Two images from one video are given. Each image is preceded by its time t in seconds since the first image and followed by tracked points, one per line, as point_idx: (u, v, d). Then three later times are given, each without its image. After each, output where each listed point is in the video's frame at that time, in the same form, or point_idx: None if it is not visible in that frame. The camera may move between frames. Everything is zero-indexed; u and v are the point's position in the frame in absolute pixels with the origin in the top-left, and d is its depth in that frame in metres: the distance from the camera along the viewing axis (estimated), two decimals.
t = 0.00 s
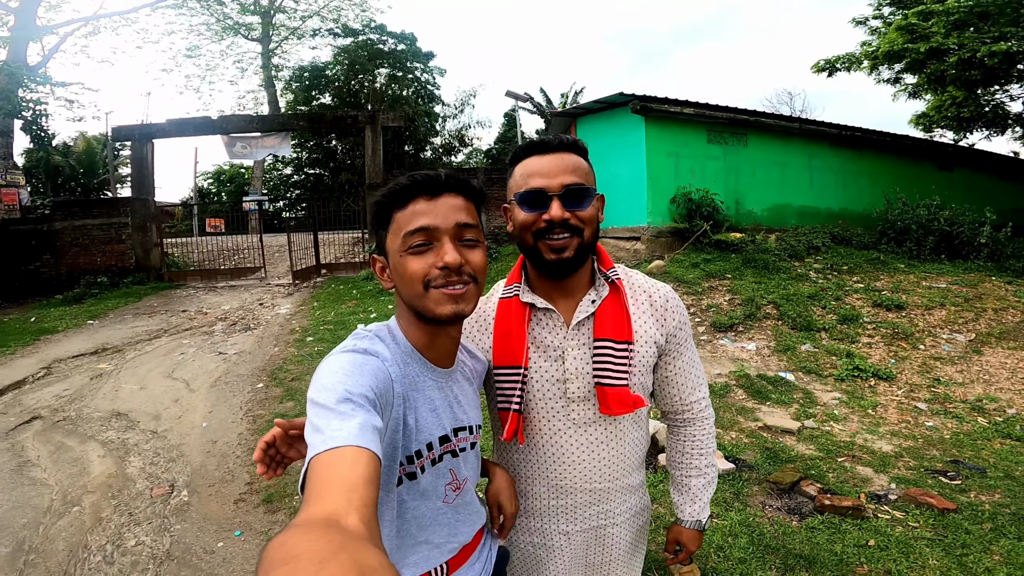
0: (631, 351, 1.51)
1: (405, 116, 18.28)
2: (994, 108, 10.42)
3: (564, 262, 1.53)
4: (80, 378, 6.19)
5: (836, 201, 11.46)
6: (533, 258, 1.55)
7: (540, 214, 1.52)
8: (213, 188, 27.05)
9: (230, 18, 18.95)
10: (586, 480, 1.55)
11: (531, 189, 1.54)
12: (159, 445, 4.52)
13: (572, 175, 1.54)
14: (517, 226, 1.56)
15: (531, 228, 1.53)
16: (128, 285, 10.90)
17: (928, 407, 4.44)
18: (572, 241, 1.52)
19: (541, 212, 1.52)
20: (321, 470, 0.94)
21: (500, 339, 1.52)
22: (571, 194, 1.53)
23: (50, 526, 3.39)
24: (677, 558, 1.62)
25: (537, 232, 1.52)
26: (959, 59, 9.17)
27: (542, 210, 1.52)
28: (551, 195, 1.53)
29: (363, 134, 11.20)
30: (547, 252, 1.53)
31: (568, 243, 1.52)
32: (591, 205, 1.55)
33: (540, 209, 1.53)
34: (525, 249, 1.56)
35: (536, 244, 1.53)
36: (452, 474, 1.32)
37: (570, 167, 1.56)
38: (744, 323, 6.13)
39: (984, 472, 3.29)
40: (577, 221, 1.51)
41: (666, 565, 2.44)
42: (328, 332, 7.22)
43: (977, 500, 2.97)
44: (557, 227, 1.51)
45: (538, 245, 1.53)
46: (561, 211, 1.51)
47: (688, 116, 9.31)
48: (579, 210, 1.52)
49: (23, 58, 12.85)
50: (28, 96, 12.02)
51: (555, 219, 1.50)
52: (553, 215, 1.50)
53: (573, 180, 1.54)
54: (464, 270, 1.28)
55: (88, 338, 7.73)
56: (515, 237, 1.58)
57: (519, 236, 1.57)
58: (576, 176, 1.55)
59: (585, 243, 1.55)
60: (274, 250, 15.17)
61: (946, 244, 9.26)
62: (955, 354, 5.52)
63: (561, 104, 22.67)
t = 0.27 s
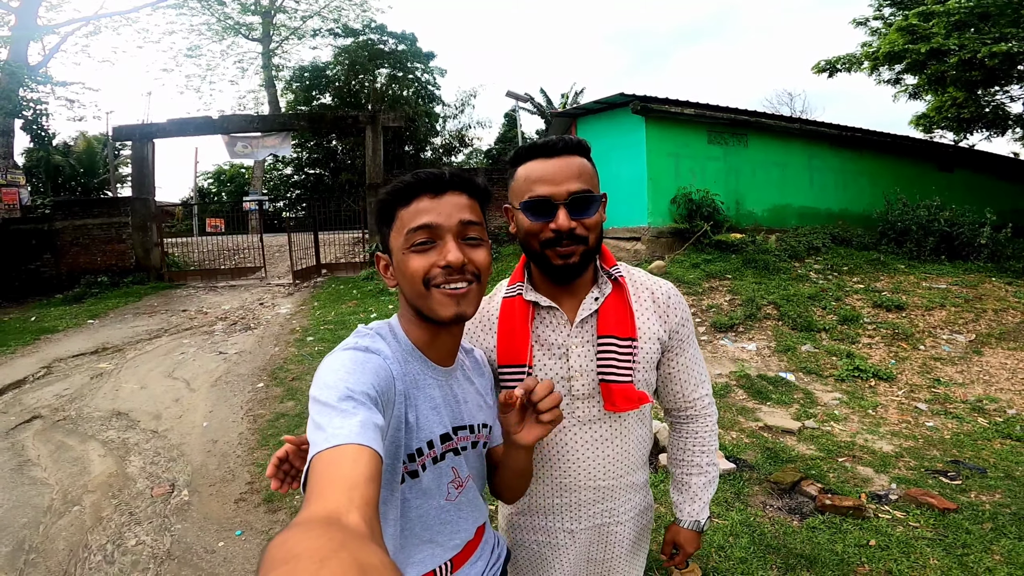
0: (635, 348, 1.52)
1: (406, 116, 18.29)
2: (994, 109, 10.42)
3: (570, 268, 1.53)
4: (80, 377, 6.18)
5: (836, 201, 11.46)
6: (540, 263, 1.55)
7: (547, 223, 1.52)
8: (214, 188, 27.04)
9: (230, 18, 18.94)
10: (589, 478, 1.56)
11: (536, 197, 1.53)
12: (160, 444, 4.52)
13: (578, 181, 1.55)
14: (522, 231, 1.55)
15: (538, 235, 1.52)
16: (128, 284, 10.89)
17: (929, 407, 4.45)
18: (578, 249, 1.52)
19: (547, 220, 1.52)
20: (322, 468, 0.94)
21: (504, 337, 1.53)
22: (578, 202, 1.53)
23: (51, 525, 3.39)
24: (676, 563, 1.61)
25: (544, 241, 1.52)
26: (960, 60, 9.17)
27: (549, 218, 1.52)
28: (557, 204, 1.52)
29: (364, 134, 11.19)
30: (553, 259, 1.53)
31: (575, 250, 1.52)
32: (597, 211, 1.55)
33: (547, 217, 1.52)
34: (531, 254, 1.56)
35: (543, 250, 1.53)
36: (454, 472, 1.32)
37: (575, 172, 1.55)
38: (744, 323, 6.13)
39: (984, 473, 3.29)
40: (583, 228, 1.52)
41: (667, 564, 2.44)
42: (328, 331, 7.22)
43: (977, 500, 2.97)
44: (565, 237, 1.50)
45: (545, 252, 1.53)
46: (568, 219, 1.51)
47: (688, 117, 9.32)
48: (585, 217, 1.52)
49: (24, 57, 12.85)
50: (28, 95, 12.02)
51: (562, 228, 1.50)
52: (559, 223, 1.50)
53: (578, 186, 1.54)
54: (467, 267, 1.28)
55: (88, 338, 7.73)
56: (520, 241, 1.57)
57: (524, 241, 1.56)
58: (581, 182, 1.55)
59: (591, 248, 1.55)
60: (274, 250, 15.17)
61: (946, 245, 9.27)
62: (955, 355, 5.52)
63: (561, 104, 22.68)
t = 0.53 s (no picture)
0: (633, 350, 1.51)
1: (406, 116, 18.28)
2: (996, 110, 10.40)
3: (571, 263, 1.52)
4: (79, 377, 6.18)
5: (836, 203, 11.45)
6: (540, 259, 1.54)
7: (547, 217, 1.51)
8: (214, 188, 27.04)
9: (231, 18, 18.94)
10: (589, 480, 1.55)
11: (535, 192, 1.52)
12: (158, 443, 4.52)
13: (577, 177, 1.54)
14: (522, 227, 1.54)
15: (538, 230, 1.51)
16: (128, 284, 10.88)
17: (928, 409, 4.44)
18: (578, 244, 1.51)
19: (547, 215, 1.51)
20: (320, 469, 0.93)
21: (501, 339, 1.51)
22: (577, 197, 1.52)
23: (48, 524, 3.38)
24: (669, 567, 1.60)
25: (544, 235, 1.51)
26: (961, 61, 9.16)
27: (549, 212, 1.51)
28: (558, 197, 1.51)
29: (364, 133, 11.19)
30: (554, 254, 1.52)
31: (576, 245, 1.51)
32: (597, 206, 1.55)
33: (548, 210, 1.51)
34: (530, 250, 1.55)
35: (543, 245, 1.52)
36: (454, 472, 1.31)
37: (575, 167, 1.55)
38: (744, 324, 6.12)
39: (984, 474, 3.29)
40: (583, 224, 1.51)
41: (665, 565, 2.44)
42: (328, 331, 7.22)
43: (977, 502, 2.97)
44: (565, 231, 1.49)
45: (545, 247, 1.52)
46: (569, 213, 1.50)
47: (689, 118, 9.32)
48: (586, 212, 1.52)
49: (25, 56, 12.85)
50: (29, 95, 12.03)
51: (563, 221, 1.49)
52: (560, 217, 1.49)
53: (579, 181, 1.54)
54: (465, 269, 1.27)
55: (87, 337, 7.73)
56: (520, 238, 1.56)
57: (523, 237, 1.55)
58: (580, 178, 1.55)
59: (591, 244, 1.54)
60: (274, 250, 15.16)
61: (946, 246, 9.27)
62: (955, 356, 5.52)
63: (562, 105, 22.69)
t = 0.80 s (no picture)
0: (634, 352, 1.50)
1: (407, 116, 18.27)
2: (997, 113, 10.39)
3: (572, 263, 1.51)
4: (78, 375, 6.17)
5: (837, 205, 11.44)
6: (540, 260, 1.53)
7: (548, 217, 1.50)
8: (215, 187, 27.04)
9: (233, 17, 18.95)
10: (588, 483, 1.54)
11: (538, 191, 1.51)
12: (156, 442, 4.51)
13: (580, 176, 1.53)
14: (524, 227, 1.53)
15: (539, 230, 1.51)
16: (128, 282, 10.88)
17: (927, 411, 4.43)
18: (580, 244, 1.51)
19: (549, 214, 1.50)
20: (326, 469, 0.92)
21: (502, 341, 1.50)
22: (580, 197, 1.52)
23: (45, 523, 3.38)
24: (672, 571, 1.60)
25: (545, 235, 1.50)
26: (963, 63, 9.16)
27: (551, 212, 1.50)
28: (560, 197, 1.51)
29: (365, 133, 11.18)
30: (555, 254, 1.51)
31: (577, 245, 1.51)
32: (599, 207, 1.54)
33: (549, 210, 1.51)
34: (531, 251, 1.54)
35: (544, 245, 1.51)
36: (457, 472, 1.32)
37: (578, 168, 1.54)
38: (744, 326, 6.12)
39: (983, 477, 3.28)
40: (585, 224, 1.50)
41: (664, 567, 2.43)
42: (327, 331, 7.21)
43: (976, 505, 2.96)
44: (566, 230, 1.49)
45: (545, 247, 1.51)
46: (571, 213, 1.49)
47: (690, 119, 9.31)
48: (588, 212, 1.51)
49: (27, 55, 12.85)
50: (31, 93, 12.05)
51: (565, 221, 1.48)
52: (562, 217, 1.49)
53: (581, 181, 1.53)
54: (470, 271, 1.27)
55: (87, 336, 7.72)
56: (521, 238, 1.55)
57: (525, 237, 1.54)
58: (583, 178, 1.54)
59: (592, 244, 1.54)
60: (274, 249, 15.16)
61: (947, 249, 9.26)
62: (954, 359, 5.51)
63: (563, 106, 22.67)
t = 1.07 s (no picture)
0: (630, 350, 1.50)
1: (408, 116, 18.27)
2: (999, 114, 10.38)
3: (568, 262, 1.51)
4: (76, 373, 6.17)
5: (837, 206, 11.44)
6: (535, 258, 1.53)
7: (543, 215, 1.50)
8: (216, 185, 27.05)
9: (235, 16, 18.96)
10: (583, 482, 1.54)
11: (533, 188, 1.51)
12: (154, 441, 4.51)
13: (575, 174, 1.53)
14: (518, 225, 1.53)
15: (535, 228, 1.50)
16: (127, 280, 10.88)
17: (926, 413, 4.43)
18: (575, 242, 1.50)
19: (544, 212, 1.50)
20: (324, 467, 0.92)
21: (496, 339, 1.50)
22: (576, 194, 1.52)
23: (41, 521, 3.37)
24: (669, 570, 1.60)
25: (540, 232, 1.49)
26: (964, 64, 9.17)
27: (546, 209, 1.50)
28: (555, 195, 1.51)
29: (366, 133, 11.17)
30: (550, 252, 1.50)
31: (572, 243, 1.50)
32: (595, 204, 1.54)
33: (545, 208, 1.50)
34: (526, 249, 1.54)
35: (538, 243, 1.51)
36: (453, 469, 1.31)
37: (574, 165, 1.54)
38: (743, 327, 6.11)
39: (980, 478, 3.27)
40: (581, 221, 1.50)
41: (660, 567, 2.43)
42: (326, 330, 7.20)
43: (974, 506, 2.95)
44: (562, 228, 1.49)
45: (540, 244, 1.51)
46: (567, 210, 1.49)
47: (691, 120, 9.31)
48: (584, 209, 1.51)
49: (28, 53, 12.86)
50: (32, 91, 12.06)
51: (560, 219, 1.48)
52: (557, 214, 1.48)
53: (578, 178, 1.53)
54: (469, 268, 1.26)
55: (86, 333, 7.72)
56: (516, 236, 1.55)
57: (519, 235, 1.54)
58: (579, 175, 1.54)
59: (588, 242, 1.53)
60: (274, 248, 15.16)
61: (947, 250, 9.25)
62: (954, 361, 5.50)
63: (564, 106, 22.66)
